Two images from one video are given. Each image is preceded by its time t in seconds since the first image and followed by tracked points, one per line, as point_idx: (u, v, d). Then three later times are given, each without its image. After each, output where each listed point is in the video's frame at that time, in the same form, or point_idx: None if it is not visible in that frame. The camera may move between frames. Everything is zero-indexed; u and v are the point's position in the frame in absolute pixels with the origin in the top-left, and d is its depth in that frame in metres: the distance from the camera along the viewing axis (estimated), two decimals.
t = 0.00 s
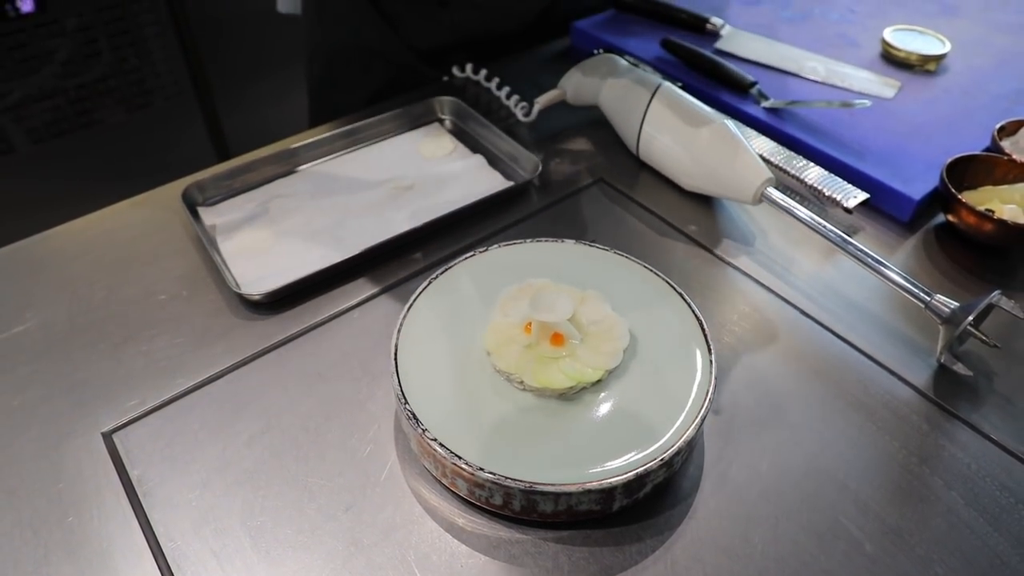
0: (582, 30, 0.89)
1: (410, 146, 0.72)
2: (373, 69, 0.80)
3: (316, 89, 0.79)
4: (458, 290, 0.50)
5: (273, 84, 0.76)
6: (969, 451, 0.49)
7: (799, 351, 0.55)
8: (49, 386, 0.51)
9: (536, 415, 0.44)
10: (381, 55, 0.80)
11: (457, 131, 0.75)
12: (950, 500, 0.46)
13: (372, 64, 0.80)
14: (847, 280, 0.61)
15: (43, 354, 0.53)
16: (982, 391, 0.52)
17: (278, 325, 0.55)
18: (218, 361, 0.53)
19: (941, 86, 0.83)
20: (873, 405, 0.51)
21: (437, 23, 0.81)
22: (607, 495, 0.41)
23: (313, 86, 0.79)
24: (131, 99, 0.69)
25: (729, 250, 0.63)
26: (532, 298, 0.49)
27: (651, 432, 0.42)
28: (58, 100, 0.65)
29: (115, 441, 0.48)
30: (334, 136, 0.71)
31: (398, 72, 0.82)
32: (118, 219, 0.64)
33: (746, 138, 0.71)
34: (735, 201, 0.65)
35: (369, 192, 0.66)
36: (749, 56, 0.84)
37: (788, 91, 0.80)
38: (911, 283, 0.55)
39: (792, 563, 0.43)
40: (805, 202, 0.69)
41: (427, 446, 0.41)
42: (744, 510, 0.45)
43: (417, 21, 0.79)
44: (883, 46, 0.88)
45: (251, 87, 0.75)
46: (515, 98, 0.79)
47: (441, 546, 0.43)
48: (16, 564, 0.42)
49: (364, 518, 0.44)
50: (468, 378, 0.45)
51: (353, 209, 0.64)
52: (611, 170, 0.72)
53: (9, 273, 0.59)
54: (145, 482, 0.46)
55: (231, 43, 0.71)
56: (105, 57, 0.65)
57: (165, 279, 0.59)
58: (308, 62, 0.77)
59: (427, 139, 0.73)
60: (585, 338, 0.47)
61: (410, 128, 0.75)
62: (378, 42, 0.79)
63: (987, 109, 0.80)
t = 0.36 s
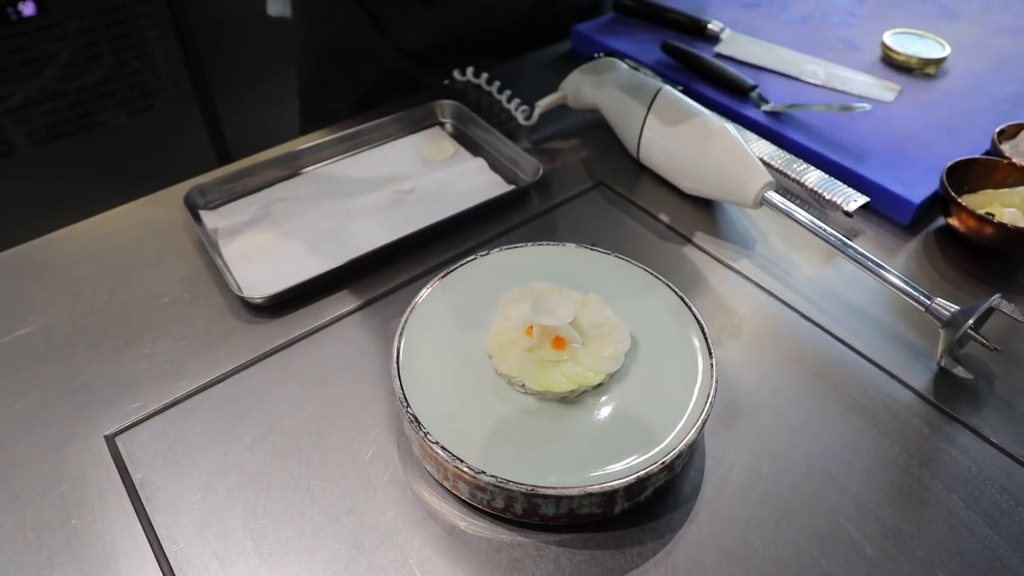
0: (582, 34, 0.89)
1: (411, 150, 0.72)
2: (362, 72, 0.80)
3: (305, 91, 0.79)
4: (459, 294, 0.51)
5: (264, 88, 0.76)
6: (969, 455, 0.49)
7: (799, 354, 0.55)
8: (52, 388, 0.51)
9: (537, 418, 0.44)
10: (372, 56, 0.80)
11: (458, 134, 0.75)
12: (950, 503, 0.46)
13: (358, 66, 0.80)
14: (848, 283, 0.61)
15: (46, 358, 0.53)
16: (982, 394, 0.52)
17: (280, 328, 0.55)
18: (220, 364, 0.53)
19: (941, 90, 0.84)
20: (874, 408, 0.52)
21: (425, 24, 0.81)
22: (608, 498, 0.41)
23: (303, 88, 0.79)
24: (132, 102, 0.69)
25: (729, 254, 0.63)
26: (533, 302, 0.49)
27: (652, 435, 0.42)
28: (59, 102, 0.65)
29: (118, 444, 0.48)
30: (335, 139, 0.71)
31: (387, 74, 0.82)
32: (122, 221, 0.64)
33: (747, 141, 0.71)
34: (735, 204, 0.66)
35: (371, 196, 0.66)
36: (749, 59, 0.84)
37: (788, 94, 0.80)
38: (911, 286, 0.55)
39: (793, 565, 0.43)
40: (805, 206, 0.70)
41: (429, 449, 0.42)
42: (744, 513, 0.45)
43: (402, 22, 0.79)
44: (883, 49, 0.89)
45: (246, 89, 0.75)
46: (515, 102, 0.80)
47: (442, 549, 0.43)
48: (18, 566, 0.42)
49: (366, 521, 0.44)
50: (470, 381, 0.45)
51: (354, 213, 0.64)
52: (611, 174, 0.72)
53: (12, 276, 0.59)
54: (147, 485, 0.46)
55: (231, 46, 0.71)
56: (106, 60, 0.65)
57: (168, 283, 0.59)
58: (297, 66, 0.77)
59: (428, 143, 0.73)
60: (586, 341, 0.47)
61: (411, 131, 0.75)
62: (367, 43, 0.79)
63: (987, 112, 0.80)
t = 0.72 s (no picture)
0: (582, 35, 0.89)
1: (412, 150, 0.72)
2: (352, 71, 0.80)
3: (295, 92, 0.78)
4: (459, 294, 0.51)
5: (255, 91, 0.75)
6: (971, 455, 0.49)
7: (800, 354, 0.55)
8: (53, 389, 0.51)
9: (538, 417, 0.44)
10: (360, 55, 0.79)
11: (459, 134, 0.75)
12: (952, 503, 0.46)
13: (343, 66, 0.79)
14: (848, 284, 0.61)
15: (47, 358, 0.53)
16: (983, 394, 0.52)
17: (280, 328, 0.55)
18: (221, 364, 0.53)
19: (942, 91, 0.84)
20: (875, 409, 0.51)
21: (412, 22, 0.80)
22: (610, 498, 0.41)
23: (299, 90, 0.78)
24: (132, 104, 0.68)
25: (730, 254, 0.63)
26: (533, 302, 0.49)
27: (653, 435, 0.42)
28: (60, 104, 0.64)
29: (118, 444, 0.48)
30: (335, 141, 0.71)
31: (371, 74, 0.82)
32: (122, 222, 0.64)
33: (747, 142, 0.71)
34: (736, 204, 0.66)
35: (372, 196, 0.66)
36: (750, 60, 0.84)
37: (788, 95, 0.80)
38: (912, 286, 0.55)
39: (795, 565, 0.43)
40: (806, 206, 0.70)
41: (430, 448, 0.42)
42: (746, 514, 0.45)
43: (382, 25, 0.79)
44: (884, 50, 0.89)
45: (243, 92, 0.74)
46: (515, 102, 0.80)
47: (444, 548, 0.43)
48: (19, 567, 0.42)
49: (367, 521, 0.44)
50: (470, 381, 0.45)
51: (355, 213, 0.64)
52: (612, 174, 0.72)
53: (13, 277, 0.59)
54: (148, 485, 0.46)
55: (231, 47, 0.71)
56: (106, 61, 0.65)
57: (169, 283, 0.59)
58: (284, 68, 0.76)
59: (429, 143, 0.73)
60: (587, 341, 0.47)
61: (411, 132, 0.75)
62: (364, 42, 0.79)
63: (988, 113, 0.80)
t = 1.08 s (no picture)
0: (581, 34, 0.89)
1: (411, 150, 0.73)
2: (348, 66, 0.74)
3: (287, 94, 0.72)
4: (458, 292, 0.51)
5: (253, 101, 0.70)
6: (969, 452, 0.49)
7: (800, 353, 0.55)
8: (53, 388, 0.51)
9: (536, 414, 0.44)
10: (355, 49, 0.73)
11: (458, 134, 0.75)
12: (950, 500, 0.46)
13: (332, 80, 0.74)
14: (847, 282, 0.61)
15: (47, 357, 0.53)
16: (981, 391, 0.52)
17: (280, 327, 0.55)
18: (221, 363, 0.53)
19: (941, 89, 0.84)
20: (874, 406, 0.52)
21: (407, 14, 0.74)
22: (608, 495, 0.41)
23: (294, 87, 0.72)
24: (132, 105, 0.63)
25: (728, 252, 0.64)
26: (532, 300, 0.49)
27: (651, 432, 0.42)
28: (59, 106, 0.59)
29: (119, 443, 0.48)
30: (334, 141, 0.71)
31: (354, 82, 0.76)
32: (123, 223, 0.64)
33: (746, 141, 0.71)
34: (734, 203, 0.66)
35: (371, 196, 0.66)
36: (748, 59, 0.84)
37: (787, 94, 0.81)
38: (910, 284, 0.55)
39: (793, 562, 0.43)
40: (804, 205, 0.69)
41: (428, 446, 0.42)
42: (744, 511, 0.45)
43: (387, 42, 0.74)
44: (882, 49, 0.89)
45: (242, 103, 0.70)
46: (515, 101, 0.80)
47: (443, 545, 0.43)
48: (20, 566, 0.42)
49: (366, 519, 0.44)
50: (469, 379, 0.45)
51: (355, 213, 0.64)
52: (611, 173, 0.72)
53: (13, 277, 0.59)
54: (149, 484, 0.46)
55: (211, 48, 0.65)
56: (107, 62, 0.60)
57: (169, 282, 0.59)
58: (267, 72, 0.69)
59: (428, 143, 0.73)
60: (585, 339, 0.47)
61: (410, 131, 0.75)
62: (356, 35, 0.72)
63: (986, 111, 0.80)
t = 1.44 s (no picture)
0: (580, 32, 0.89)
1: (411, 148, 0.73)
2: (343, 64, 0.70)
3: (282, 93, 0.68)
4: (458, 288, 0.51)
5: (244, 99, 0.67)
6: (965, 447, 0.49)
7: (798, 349, 0.55)
8: (55, 385, 0.51)
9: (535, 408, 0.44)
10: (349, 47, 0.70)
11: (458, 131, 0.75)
12: (947, 494, 0.47)
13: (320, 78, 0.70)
14: (845, 279, 0.61)
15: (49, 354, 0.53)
16: (978, 387, 0.53)
17: (280, 324, 0.56)
18: (221, 360, 0.53)
19: (939, 88, 0.84)
20: (871, 402, 0.52)
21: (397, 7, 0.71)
22: (606, 489, 0.41)
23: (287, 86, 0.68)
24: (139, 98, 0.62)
25: (726, 249, 0.64)
26: (533, 296, 0.50)
27: (649, 427, 0.43)
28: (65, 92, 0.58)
29: (120, 439, 0.48)
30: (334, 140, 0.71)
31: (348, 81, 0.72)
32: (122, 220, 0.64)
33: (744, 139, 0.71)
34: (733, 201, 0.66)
35: (372, 194, 0.67)
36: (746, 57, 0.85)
37: (785, 92, 0.81)
38: (908, 282, 0.56)
39: (790, 556, 0.43)
40: (802, 202, 0.69)
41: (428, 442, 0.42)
42: (741, 506, 0.45)
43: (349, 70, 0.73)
44: (880, 47, 0.89)
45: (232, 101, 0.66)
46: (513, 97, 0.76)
47: (443, 540, 0.43)
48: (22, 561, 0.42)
49: (366, 514, 0.44)
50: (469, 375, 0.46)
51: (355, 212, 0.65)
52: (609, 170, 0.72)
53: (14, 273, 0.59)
54: (150, 479, 0.46)
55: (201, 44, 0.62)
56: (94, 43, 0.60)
57: (169, 279, 0.59)
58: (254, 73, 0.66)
59: (428, 141, 0.74)
60: (584, 335, 0.48)
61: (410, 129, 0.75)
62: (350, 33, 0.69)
63: (983, 109, 0.81)
